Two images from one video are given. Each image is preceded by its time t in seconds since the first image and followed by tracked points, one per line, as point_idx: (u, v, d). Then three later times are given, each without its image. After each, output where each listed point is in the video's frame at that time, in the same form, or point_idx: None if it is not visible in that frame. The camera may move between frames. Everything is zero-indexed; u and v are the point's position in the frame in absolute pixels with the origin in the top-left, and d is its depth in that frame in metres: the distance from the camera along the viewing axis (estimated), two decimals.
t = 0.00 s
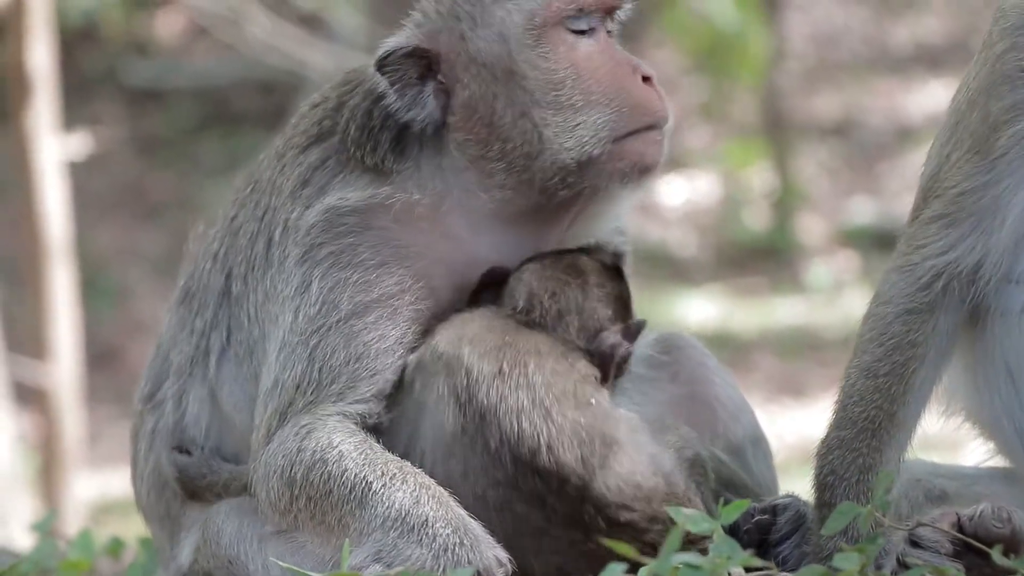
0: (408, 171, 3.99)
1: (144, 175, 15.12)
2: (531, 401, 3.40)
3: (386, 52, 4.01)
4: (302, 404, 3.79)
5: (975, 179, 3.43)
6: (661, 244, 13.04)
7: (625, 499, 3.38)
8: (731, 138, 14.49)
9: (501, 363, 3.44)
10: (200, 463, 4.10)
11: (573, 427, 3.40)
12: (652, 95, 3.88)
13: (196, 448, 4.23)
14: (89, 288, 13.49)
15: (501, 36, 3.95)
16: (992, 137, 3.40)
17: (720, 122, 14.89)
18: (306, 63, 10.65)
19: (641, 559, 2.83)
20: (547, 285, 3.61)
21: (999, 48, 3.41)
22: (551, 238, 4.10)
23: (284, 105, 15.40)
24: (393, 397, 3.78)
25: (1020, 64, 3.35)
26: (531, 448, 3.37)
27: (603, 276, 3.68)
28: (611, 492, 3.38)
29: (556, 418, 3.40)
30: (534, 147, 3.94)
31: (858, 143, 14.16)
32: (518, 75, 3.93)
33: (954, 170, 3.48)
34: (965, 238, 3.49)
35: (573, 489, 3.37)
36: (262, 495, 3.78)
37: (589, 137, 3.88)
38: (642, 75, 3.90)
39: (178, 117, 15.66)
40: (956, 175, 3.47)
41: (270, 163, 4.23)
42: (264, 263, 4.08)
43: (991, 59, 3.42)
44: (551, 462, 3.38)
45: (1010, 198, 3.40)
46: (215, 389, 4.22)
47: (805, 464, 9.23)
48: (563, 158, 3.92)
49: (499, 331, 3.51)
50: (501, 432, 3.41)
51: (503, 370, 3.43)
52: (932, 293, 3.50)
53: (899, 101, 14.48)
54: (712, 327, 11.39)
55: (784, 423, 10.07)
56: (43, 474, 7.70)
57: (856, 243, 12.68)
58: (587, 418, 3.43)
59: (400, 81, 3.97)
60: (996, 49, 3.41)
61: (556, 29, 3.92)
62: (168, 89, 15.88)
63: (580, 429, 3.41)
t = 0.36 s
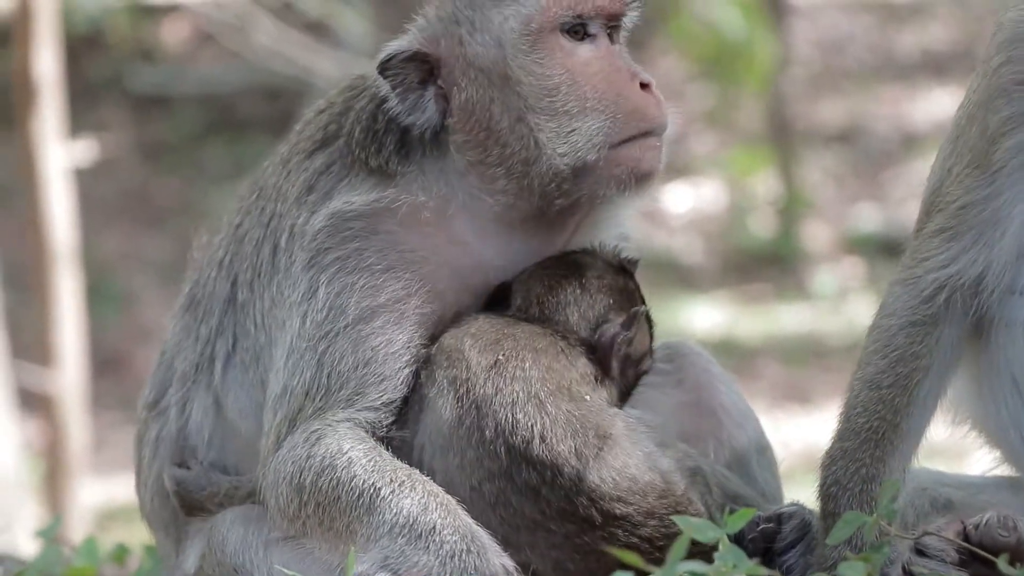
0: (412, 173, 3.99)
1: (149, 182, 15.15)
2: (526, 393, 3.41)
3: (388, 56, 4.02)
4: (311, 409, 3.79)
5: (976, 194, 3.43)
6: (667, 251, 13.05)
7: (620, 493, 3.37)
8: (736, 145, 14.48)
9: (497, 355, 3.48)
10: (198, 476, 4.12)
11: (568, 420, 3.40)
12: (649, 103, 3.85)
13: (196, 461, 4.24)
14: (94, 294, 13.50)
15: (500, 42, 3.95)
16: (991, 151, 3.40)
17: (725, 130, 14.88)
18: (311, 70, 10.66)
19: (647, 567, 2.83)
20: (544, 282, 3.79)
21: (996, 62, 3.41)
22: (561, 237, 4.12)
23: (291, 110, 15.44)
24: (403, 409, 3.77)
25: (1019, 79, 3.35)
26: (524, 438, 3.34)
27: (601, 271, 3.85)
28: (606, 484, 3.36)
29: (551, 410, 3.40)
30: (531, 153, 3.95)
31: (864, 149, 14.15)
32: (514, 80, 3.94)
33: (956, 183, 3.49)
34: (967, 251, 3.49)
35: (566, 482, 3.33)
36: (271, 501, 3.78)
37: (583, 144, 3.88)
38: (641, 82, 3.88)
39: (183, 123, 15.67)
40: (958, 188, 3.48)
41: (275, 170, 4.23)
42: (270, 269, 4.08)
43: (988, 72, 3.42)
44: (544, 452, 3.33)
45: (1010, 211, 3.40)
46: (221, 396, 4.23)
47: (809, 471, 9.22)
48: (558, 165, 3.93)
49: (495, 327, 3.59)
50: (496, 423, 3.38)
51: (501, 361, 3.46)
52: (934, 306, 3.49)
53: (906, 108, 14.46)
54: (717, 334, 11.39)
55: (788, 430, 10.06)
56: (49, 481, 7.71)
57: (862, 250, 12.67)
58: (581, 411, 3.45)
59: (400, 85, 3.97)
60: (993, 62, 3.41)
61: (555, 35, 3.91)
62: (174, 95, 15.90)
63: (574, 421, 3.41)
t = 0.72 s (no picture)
0: (405, 178, 3.98)
1: (153, 188, 15.16)
2: (532, 401, 3.40)
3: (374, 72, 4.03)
4: (319, 411, 3.81)
5: (967, 222, 3.45)
6: (670, 258, 13.07)
7: (626, 500, 3.41)
8: (740, 151, 14.48)
9: (503, 362, 3.48)
10: (203, 483, 4.13)
11: (574, 428, 3.42)
12: (568, 130, 3.72)
13: (200, 466, 4.25)
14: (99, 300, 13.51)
15: (426, 88, 3.94)
16: (978, 180, 3.43)
17: (730, 136, 14.88)
18: (315, 77, 10.68)
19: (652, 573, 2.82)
20: (553, 286, 3.78)
21: (977, 94, 3.43)
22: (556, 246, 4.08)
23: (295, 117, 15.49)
24: (408, 412, 3.81)
25: (1000, 108, 3.38)
26: (530, 446, 3.34)
27: (612, 277, 3.84)
28: (613, 491, 3.40)
29: (557, 417, 3.41)
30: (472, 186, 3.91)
31: (868, 155, 14.16)
32: (445, 117, 3.91)
33: (949, 211, 3.51)
34: (961, 273, 3.48)
35: (573, 489, 3.34)
36: (278, 503, 3.79)
37: (515, 175, 3.81)
38: (564, 106, 3.74)
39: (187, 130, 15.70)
40: (949, 217, 3.51)
41: (289, 169, 4.24)
42: (281, 271, 4.10)
43: (972, 104, 3.44)
44: (551, 459, 3.34)
45: (998, 237, 3.41)
46: (230, 397, 4.24)
47: (813, 477, 9.21)
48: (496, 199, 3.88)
49: (501, 336, 3.59)
50: (502, 431, 3.37)
51: (507, 367, 3.47)
52: (928, 326, 3.49)
53: (910, 115, 14.46)
54: (721, 340, 11.40)
55: (791, 436, 10.06)
56: (53, 486, 7.70)
57: (865, 257, 12.68)
58: (586, 418, 3.47)
59: (386, 103, 4.01)
60: (975, 94, 3.44)
61: (483, 65, 3.84)
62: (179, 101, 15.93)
63: (579, 429, 3.43)
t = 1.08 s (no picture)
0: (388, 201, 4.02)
1: (155, 193, 15.16)
2: (532, 413, 3.42)
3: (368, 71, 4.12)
4: (322, 415, 3.82)
5: (969, 241, 3.42)
6: (673, 262, 13.07)
7: (629, 508, 3.43)
8: (742, 157, 14.47)
9: (501, 374, 3.47)
10: (206, 489, 4.13)
11: (576, 439, 3.44)
12: (487, 157, 3.78)
13: (202, 473, 4.25)
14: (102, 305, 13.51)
15: (380, 105, 4.05)
16: (983, 203, 3.38)
17: (732, 142, 14.88)
18: (317, 83, 10.69)
19: None
20: (556, 297, 3.67)
21: (981, 119, 3.35)
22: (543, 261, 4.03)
23: (298, 122, 15.52)
24: (410, 417, 3.85)
25: (1000, 135, 3.31)
26: (532, 459, 3.36)
27: (626, 301, 3.76)
28: (615, 499, 3.42)
29: (557, 429, 3.42)
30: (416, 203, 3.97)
31: (870, 161, 14.17)
32: (393, 134, 3.99)
33: (949, 227, 3.47)
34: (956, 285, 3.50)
35: (574, 500, 3.36)
36: (282, 506, 3.79)
37: (449, 194, 3.88)
38: (486, 131, 3.78)
39: (190, 135, 15.71)
40: (950, 235, 3.47)
41: (297, 172, 4.26)
42: (285, 275, 4.12)
43: (976, 130, 3.37)
44: (553, 471, 3.36)
45: (1003, 255, 3.39)
46: (236, 400, 4.26)
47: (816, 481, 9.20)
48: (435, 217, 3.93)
49: (501, 345, 3.57)
50: (502, 443, 3.39)
51: (506, 383, 3.45)
52: (917, 333, 3.51)
53: (913, 121, 14.45)
54: (724, 346, 11.40)
55: (792, 440, 10.05)
56: (55, 490, 7.70)
57: (867, 262, 12.68)
58: (587, 429, 3.48)
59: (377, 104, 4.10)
60: (979, 119, 3.35)
61: (426, 83, 3.94)
62: (181, 105, 15.94)
63: (580, 440, 3.44)
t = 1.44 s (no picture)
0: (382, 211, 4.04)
1: (156, 201, 15.17)
2: (528, 436, 3.44)
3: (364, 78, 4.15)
4: (321, 422, 3.84)
5: (975, 228, 3.43)
6: (674, 269, 13.07)
7: (631, 523, 3.47)
8: (743, 163, 14.48)
9: (496, 397, 3.50)
10: (207, 494, 4.12)
11: (574, 457, 3.47)
12: (457, 171, 3.79)
13: (204, 478, 4.24)
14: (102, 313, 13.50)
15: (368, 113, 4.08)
16: (988, 188, 3.39)
17: (733, 148, 14.88)
18: (318, 89, 10.69)
19: None
20: (534, 314, 3.64)
21: (987, 102, 3.38)
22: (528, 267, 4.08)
23: (299, 129, 15.54)
24: (404, 426, 3.86)
25: (1007, 116, 3.34)
26: (532, 479, 3.42)
27: (607, 312, 3.67)
28: (615, 514, 3.45)
29: (554, 448, 3.46)
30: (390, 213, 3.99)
31: (871, 167, 14.18)
32: (376, 146, 4.02)
33: (959, 216, 3.49)
34: (967, 279, 3.49)
35: (574, 514, 3.42)
36: (281, 513, 3.78)
37: (419, 204, 3.88)
38: (457, 146, 3.80)
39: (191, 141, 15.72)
40: (959, 222, 3.48)
41: (300, 177, 4.27)
42: (285, 282, 4.13)
43: (982, 113, 3.40)
44: (552, 492, 3.42)
45: (1007, 240, 3.40)
46: (237, 406, 4.26)
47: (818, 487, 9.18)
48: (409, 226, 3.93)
49: (490, 366, 3.58)
50: (499, 466, 3.45)
51: (498, 408, 3.48)
52: (933, 331, 3.49)
53: (915, 127, 14.45)
54: (725, 352, 11.39)
55: (794, 447, 10.02)
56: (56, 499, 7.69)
57: (869, 269, 12.67)
58: (584, 446, 3.51)
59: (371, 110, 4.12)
60: (985, 102, 3.39)
61: (406, 96, 3.97)
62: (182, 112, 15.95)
63: (579, 458, 3.48)
